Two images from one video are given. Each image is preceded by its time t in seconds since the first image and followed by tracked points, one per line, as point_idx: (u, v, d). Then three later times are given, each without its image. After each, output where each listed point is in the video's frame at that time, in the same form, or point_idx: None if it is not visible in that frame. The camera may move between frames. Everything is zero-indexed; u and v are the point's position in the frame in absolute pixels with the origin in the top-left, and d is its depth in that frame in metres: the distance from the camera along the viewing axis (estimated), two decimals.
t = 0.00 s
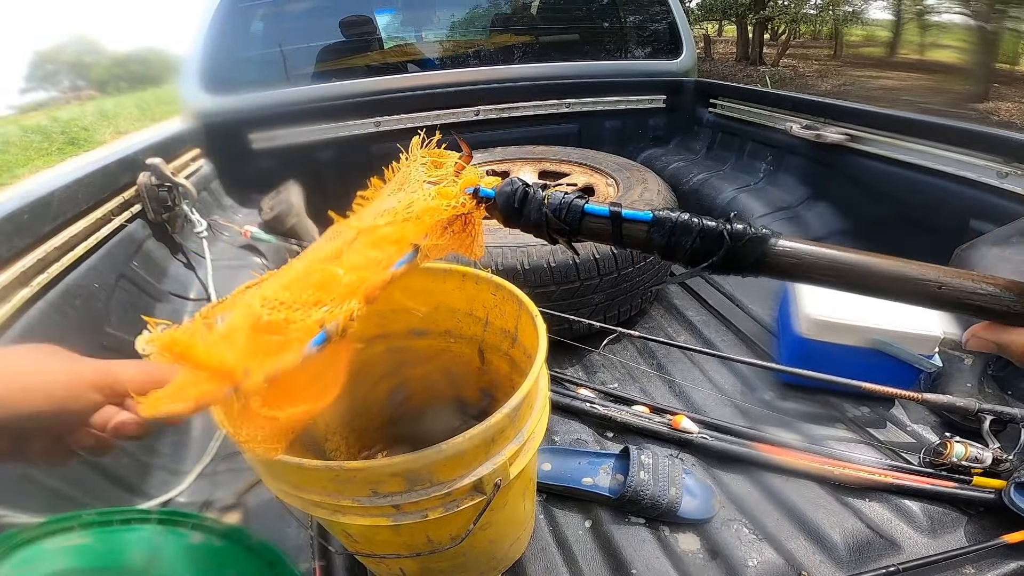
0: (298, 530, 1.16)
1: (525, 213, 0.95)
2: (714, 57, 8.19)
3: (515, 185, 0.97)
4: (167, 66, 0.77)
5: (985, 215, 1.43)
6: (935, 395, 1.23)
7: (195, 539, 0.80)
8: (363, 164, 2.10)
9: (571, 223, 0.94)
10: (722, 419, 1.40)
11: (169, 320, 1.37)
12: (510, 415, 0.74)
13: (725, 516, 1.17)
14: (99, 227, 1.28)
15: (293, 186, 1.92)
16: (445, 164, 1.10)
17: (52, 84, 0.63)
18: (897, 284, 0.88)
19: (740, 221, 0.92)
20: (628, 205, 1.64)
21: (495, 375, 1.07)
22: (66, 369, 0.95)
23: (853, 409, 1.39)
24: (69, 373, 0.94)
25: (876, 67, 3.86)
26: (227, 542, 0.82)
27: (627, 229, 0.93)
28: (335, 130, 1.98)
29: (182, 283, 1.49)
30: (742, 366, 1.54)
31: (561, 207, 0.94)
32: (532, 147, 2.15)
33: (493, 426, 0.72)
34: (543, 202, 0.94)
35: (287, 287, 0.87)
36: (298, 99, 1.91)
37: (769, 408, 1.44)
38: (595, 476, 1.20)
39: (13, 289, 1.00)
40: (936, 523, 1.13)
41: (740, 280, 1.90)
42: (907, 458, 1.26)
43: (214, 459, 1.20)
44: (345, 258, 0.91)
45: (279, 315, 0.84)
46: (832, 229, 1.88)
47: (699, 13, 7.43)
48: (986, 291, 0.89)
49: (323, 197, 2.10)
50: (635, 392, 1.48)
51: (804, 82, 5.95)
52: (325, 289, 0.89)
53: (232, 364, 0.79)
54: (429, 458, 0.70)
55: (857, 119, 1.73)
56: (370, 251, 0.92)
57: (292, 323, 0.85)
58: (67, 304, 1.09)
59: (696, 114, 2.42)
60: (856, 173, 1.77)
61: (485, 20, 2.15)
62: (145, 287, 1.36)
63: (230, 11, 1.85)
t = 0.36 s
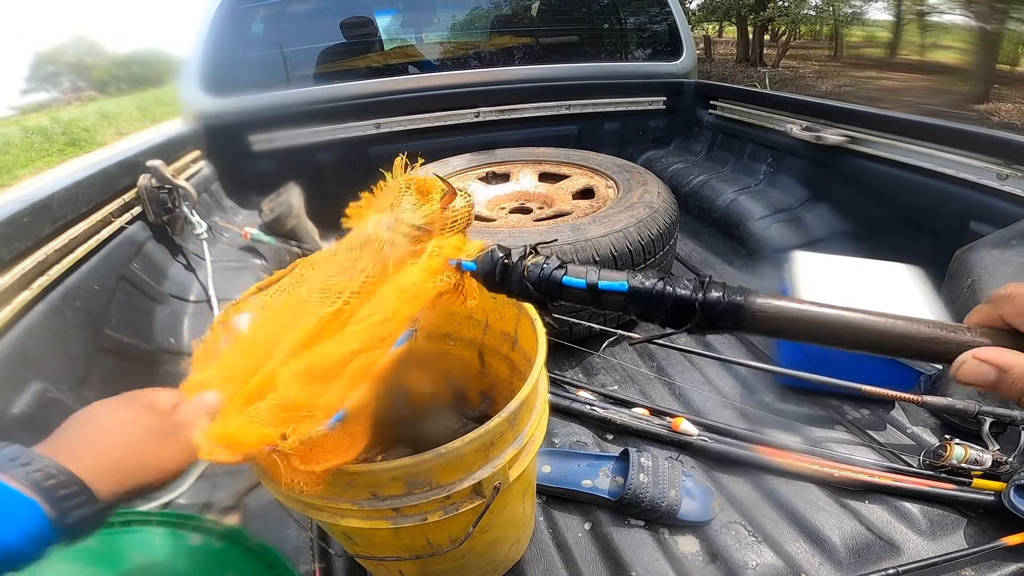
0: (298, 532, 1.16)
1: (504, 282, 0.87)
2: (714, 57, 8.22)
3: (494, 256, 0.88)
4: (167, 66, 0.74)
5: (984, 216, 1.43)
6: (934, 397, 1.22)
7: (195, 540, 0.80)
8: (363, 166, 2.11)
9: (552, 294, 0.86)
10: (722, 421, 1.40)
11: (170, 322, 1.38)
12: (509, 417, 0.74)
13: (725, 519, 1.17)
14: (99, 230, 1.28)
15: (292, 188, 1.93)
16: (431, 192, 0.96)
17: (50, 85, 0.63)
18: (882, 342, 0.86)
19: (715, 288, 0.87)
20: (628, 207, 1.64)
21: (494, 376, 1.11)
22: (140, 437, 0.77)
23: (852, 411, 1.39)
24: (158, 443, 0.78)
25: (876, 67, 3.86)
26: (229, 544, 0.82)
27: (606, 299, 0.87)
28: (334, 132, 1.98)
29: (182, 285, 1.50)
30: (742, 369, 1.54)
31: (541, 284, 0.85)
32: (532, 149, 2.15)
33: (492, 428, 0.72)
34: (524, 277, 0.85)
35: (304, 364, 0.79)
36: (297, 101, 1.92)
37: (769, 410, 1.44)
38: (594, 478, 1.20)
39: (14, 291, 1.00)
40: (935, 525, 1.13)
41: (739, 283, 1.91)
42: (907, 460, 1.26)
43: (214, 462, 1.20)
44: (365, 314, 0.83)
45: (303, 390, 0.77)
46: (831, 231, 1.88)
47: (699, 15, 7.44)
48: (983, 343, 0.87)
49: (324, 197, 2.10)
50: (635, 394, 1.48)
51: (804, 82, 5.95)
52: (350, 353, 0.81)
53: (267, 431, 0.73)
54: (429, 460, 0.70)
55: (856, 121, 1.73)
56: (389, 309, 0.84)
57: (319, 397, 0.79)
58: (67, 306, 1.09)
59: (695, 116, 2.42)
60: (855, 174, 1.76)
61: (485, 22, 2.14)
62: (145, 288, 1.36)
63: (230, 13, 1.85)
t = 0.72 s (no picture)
0: (292, 536, 1.15)
1: (506, 277, 0.97)
2: (714, 59, 8.22)
3: (485, 250, 0.99)
4: (166, 67, 0.83)
5: (984, 219, 1.42)
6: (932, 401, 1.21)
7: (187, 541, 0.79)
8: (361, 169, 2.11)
9: (543, 290, 0.97)
10: (719, 425, 1.39)
11: (165, 325, 1.38)
12: (503, 423, 0.73)
13: (721, 523, 1.17)
14: (94, 233, 1.28)
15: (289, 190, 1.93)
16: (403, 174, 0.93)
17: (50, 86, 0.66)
18: (881, 350, 0.88)
19: (720, 290, 0.92)
20: (626, 210, 1.63)
21: (490, 381, 1.10)
22: (120, 437, 0.83)
23: (850, 415, 1.39)
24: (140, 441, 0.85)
25: (876, 69, 3.85)
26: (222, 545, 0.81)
27: (602, 298, 0.97)
28: (332, 134, 1.98)
29: (177, 288, 1.49)
30: (740, 372, 1.53)
31: (535, 281, 0.96)
32: (530, 151, 2.15)
33: (485, 434, 0.71)
34: (518, 271, 0.96)
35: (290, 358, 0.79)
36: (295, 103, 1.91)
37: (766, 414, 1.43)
38: (590, 482, 1.20)
39: (8, 294, 0.99)
40: (933, 529, 1.13)
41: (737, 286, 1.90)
42: (905, 464, 1.25)
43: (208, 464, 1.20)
44: (348, 306, 0.83)
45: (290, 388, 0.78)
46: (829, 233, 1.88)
47: (698, 16, 7.43)
48: (1001, 359, 0.86)
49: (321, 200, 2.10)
50: (632, 397, 1.48)
51: (804, 84, 5.95)
52: (334, 347, 0.81)
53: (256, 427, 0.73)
54: (421, 467, 0.69)
55: (855, 123, 1.73)
56: (371, 302, 0.84)
57: (311, 393, 0.80)
58: (61, 309, 1.09)
59: (694, 118, 2.42)
60: (853, 177, 1.76)
61: (483, 23, 2.14)
62: (140, 291, 1.36)
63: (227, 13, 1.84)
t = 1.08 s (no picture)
0: (295, 538, 1.15)
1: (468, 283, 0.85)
2: (713, 62, 8.24)
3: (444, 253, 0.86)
4: (161, 70, 0.91)
5: (985, 223, 1.43)
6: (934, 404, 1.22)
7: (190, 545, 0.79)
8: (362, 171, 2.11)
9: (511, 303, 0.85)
10: (721, 428, 1.39)
11: (167, 328, 1.38)
12: (505, 428, 0.73)
13: (724, 526, 1.17)
14: (97, 235, 1.28)
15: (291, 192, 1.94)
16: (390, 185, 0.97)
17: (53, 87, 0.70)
18: (885, 362, 0.80)
19: (714, 295, 0.82)
20: (627, 213, 1.64)
21: (492, 385, 1.10)
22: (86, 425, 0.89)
23: (851, 418, 1.39)
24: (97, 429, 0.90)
25: (875, 72, 3.85)
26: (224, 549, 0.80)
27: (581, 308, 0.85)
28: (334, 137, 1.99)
29: (179, 290, 1.50)
30: (741, 376, 1.53)
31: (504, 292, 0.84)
32: (532, 153, 2.15)
33: (488, 439, 0.71)
34: (483, 279, 0.84)
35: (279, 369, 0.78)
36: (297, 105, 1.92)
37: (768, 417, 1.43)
38: (592, 485, 1.19)
39: (11, 297, 1.00)
40: (935, 532, 1.13)
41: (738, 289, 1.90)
42: (906, 468, 1.25)
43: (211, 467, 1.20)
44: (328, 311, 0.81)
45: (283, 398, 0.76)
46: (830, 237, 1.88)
47: (698, 18, 7.44)
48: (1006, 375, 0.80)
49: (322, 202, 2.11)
50: (633, 400, 1.48)
51: (804, 86, 5.96)
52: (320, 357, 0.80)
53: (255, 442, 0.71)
54: (424, 472, 0.69)
55: (856, 126, 1.73)
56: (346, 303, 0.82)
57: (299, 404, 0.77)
58: (64, 312, 1.09)
59: (695, 120, 2.42)
60: (854, 180, 1.76)
61: (485, 26, 2.14)
62: (143, 294, 1.36)
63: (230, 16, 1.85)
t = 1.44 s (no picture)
0: (292, 540, 1.16)
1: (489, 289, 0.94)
2: (710, 67, 8.28)
3: (485, 268, 0.95)
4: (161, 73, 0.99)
5: (976, 228, 1.44)
6: (926, 407, 1.23)
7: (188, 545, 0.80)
8: (361, 176, 2.13)
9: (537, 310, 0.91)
10: (716, 431, 1.41)
11: (165, 332, 1.39)
12: (501, 428, 0.75)
13: (718, 527, 1.18)
14: (97, 238, 1.30)
15: (290, 196, 1.95)
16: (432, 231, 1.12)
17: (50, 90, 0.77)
18: (867, 366, 0.86)
19: (705, 305, 0.88)
20: (622, 218, 1.65)
21: (491, 386, 1.11)
22: None
23: (845, 421, 1.40)
24: None
25: (870, 78, 3.89)
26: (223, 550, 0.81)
27: (594, 315, 0.91)
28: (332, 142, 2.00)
29: (177, 295, 1.50)
30: (736, 379, 1.55)
31: (533, 297, 0.90)
32: (529, 158, 2.17)
33: (484, 438, 0.73)
34: (513, 288, 0.92)
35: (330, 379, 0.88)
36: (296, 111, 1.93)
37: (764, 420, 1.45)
38: (588, 486, 1.21)
39: (12, 299, 1.01)
40: (927, 533, 1.14)
41: (734, 294, 1.91)
42: (899, 469, 1.27)
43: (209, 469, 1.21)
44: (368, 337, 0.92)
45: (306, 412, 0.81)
46: (825, 241, 1.89)
47: (695, 23, 7.48)
48: (978, 371, 0.85)
49: (320, 206, 2.12)
50: (629, 403, 1.49)
51: (800, 92, 5.99)
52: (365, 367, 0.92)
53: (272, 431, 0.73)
54: (421, 470, 0.70)
55: (850, 131, 1.75)
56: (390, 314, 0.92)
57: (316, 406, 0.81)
58: (64, 314, 1.10)
59: (691, 126, 2.44)
60: (848, 185, 1.78)
61: (482, 31, 2.16)
62: (142, 297, 1.37)
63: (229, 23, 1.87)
